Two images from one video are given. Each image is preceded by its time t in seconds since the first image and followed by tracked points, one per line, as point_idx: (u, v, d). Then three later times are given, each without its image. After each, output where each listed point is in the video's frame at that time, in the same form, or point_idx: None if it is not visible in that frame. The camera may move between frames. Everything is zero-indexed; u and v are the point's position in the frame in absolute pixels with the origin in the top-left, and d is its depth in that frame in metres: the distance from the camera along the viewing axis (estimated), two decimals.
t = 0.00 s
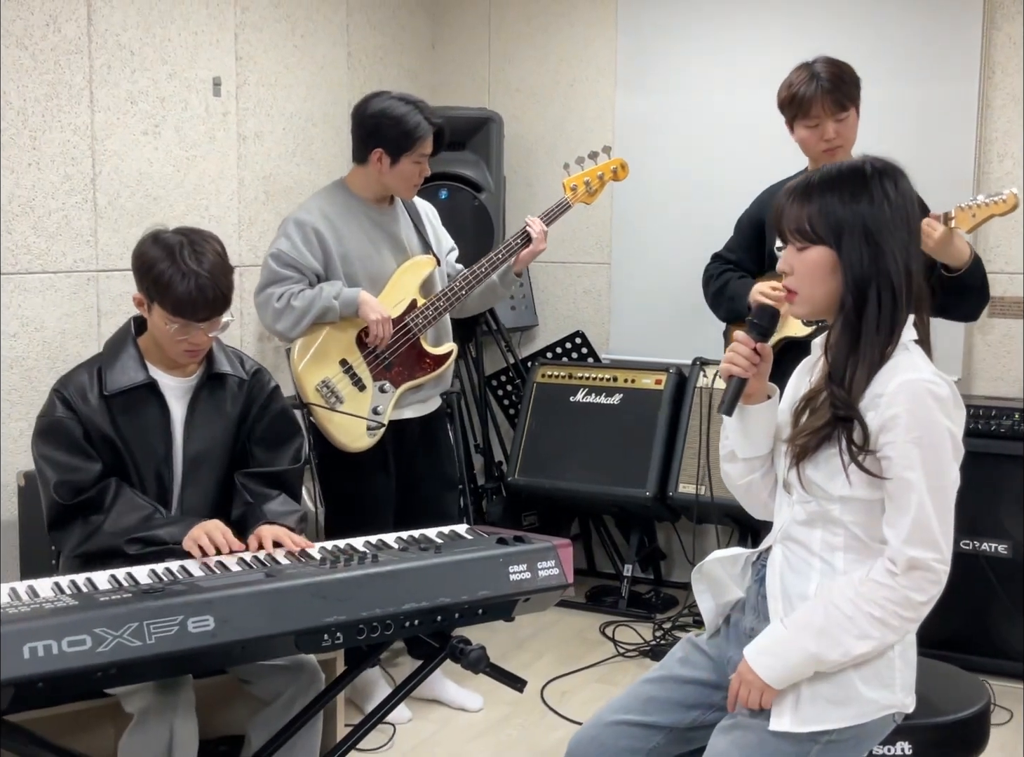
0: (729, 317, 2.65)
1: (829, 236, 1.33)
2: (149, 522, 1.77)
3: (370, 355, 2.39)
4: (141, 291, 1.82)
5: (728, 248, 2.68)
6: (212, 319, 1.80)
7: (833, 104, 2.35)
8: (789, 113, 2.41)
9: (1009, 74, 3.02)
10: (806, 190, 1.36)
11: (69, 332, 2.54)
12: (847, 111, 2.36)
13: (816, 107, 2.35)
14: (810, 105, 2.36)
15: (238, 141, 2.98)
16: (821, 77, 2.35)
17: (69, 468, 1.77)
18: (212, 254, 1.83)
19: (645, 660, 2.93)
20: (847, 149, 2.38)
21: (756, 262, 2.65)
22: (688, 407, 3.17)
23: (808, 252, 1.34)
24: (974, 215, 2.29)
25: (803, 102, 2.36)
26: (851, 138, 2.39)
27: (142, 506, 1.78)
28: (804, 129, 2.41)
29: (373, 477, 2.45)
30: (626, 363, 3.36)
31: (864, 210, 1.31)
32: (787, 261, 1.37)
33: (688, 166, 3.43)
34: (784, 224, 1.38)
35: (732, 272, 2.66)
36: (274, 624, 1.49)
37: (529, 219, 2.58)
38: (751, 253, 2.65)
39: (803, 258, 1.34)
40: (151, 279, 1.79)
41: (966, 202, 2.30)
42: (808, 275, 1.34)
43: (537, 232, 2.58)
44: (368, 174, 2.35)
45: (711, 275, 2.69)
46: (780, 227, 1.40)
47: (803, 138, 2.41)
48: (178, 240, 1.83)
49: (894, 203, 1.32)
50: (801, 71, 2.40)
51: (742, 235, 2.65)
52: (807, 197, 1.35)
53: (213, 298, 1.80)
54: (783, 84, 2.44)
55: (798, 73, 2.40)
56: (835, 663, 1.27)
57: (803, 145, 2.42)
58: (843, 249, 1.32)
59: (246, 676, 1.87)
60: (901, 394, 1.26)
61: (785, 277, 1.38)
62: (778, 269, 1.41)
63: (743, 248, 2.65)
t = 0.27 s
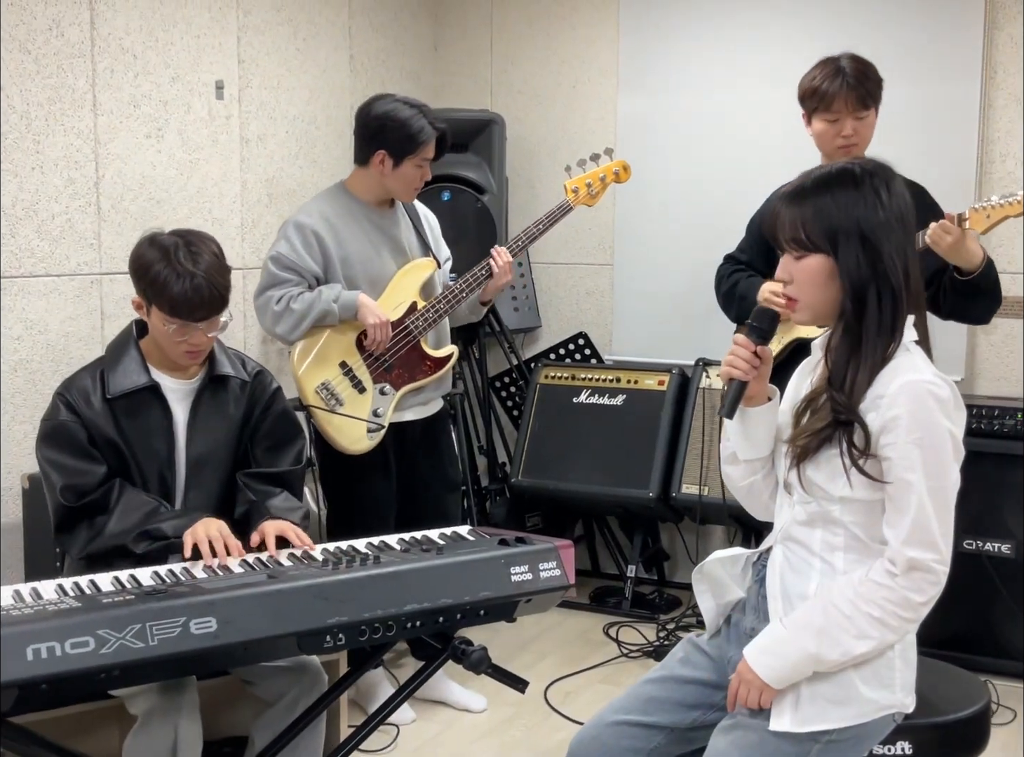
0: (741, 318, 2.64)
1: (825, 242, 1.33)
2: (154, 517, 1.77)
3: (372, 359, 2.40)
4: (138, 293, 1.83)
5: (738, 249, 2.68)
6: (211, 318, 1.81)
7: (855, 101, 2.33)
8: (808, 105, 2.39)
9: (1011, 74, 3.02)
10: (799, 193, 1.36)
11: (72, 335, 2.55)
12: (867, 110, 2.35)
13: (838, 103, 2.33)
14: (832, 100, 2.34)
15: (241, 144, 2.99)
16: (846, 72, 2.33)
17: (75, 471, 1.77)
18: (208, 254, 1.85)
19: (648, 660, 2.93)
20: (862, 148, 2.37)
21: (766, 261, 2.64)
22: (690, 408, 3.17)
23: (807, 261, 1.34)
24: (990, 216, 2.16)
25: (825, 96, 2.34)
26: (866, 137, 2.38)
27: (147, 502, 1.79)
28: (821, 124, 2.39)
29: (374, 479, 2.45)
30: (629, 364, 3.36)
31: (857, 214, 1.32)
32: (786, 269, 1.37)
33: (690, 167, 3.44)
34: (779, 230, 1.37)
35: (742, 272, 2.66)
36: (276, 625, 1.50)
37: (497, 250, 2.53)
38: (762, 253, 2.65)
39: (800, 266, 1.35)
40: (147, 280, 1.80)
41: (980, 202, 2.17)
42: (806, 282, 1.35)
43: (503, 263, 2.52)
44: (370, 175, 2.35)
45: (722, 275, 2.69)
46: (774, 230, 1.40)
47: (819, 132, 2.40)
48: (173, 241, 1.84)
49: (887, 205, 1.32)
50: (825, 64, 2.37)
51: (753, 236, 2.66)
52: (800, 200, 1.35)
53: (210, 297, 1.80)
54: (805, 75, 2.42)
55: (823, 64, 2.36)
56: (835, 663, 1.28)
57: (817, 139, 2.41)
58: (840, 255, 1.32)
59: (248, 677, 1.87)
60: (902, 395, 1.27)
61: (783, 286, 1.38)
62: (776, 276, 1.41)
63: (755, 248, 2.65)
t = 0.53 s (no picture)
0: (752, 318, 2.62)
1: (807, 248, 1.33)
2: (155, 523, 1.78)
3: (369, 359, 2.40)
4: (139, 298, 1.83)
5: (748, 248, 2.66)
6: (211, 326, 1.82)
7: (882, 101, 2.28)
8: (833, 99, 2.33)
9: (1008, 75, 3.02)
10: (779, 201, 1.37)
11: (72, 338, 2.56)
12: (891, 112, 2.30)
13: (865, 100, 2.27)
14: (859, 97, 2.29)
15: (240, 147, 3.00)
16: (879, 70, 2.27)
17: (74, 473, 1.78)
18: (209, 261, 1.85)
19: (648, 661, 2.93)
20: (879, 149, 2.32)
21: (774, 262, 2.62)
22: (690, 409, 3.18)
23: (793, 267, 1.35)
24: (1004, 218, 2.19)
25: (853, 91, 2.28)
26: (885, 139, 2.33)
27: (148, 509, 1.80)
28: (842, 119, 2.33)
29: (374, 481, 2.46)
30: (628, 365, 3.37)
31: (838, 220, 1.32)
32: (776, 278, 1.38)
33: (689, 167, 3.44)
34: (764, 239, 1.38)
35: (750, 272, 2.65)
36: (275, 627, 1.50)
37: (488, 257, 2.52)
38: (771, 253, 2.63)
39: (788, 273, 1.35)
40: (148, 285, 1.80)
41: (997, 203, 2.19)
42: (796, 288, 1.35)
43: (494, 269, 2.52)
44: (370, 174, 2.36)
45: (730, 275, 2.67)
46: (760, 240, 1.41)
47: (838, 127, 2.34)
48: (175, 248, 1.85)
49: (866, 208, 1.33)
50: (856, 58, 2.31)
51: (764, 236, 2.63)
52: (781, 208, 1.36)
53: (211, 304, 1.80)
54: (833, 67, 2.36)
55: (855, 58, 2.30)
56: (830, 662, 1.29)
57: (835, 133, 2.35)
58: (822, 261, 1.33)
59: (248, 679, 1.88)
60: (900, 398, 1.28)
61: (774, 294, 1.38)
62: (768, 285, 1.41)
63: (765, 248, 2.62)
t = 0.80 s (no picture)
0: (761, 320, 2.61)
1: (793, 250, 1.35)
2: (161, 524, 1.79)
3: (367, 362, 2.40)
4: (138, 300, 1.84)
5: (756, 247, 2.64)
6: (210, 327, 1.82)
7: (901, 103, 2.28)
8: (851, 98, 2.32)
9: (1002, 76, 3.03)
10: (769, 206, 1.38)
11: (70, 341, 2.56)
12: (908, 115, 2.30)
13: (884, 101, 2.27)
14: (877, 97, 2.28)
15: (237, 150, 3.00)
16: (899, 72, 2.27)
17: (78, 476, 1.79)
18: (207, 263, 1.85)
19: (645, 662, 2.94)
20: (893, 151, 2.31)
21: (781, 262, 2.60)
22: (686, 410, 3.19)
23: (780, 268, 1.36)
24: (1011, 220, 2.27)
25: (872, 91, 2.27)
26: (900, 142, 2.32)
27: (154, 509, 1.80)
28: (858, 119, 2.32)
29: (372, 483, 2.47)
30: (624, 367, 3.37)
31: (823, 223, 1.33)
32: (765, 279, 1.39)
33: (685, 169, 3.45)
34: (756, 243, 1.39)
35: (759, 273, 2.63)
36: (272, 629, 1.51)
37: (485, 259, 2.53)
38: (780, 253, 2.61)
39: (775, 274, 1.37)
40: (147, 288, 1.81)
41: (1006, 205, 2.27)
42: (784, 288, 1.36)
43: (490, 273, 2.52)
44: (370, 174, 2.37)
45: (738, 275, 2.66)
46: (752, 244, 1.42)
47: (854, 126, 2.32)
48: (173, 251, 1.85)
49: (852, 212, 1.34)
50: (875, 59, 2.31)
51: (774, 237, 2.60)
52: (769, 213, 1.37)
53: (210, 305, 1.81)
54: (852, 68, 2.35)
55: (874, 59, 2.29)
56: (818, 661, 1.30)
57: (851, 132, 2.34)
58: (807, 262, 1.34)
59: (246, 680, 1.88)
60: (892, 400, 1.28)
61: (766, 295, 1.39)
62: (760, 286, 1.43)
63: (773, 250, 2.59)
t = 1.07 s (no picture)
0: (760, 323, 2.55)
1: (790, 251, 1.36)
2: (169, 526, 1.80)
3: (365, 366, 2.42)
4: (136, 305, 1.85)
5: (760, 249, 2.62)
6: (208, 331, 1.83)
7: (912, 108, 2.28)
8: (862, 101, 2.33)
9: (995, 79, 3.04)
10: (767, 210, 1.40)
11: (67, 344, 2.57)
12: (919, 121, 2.30)
13: (895, 106, 2.28)
14: (888, 101, 2.29)
15: (234, 153, 3.01)
16: (911, 77, 2.27)
17: (84, 478, 1.80)
18: (204, 266, 1.86)
19: (642, 663, 2.95)
20: (903, 156, 2.32)
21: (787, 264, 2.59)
22: (682, 412, 3.20)
23: (777, 268, 1.37)
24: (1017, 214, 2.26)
25: (884, 95, 2.28)
26: (910, 148, 2.33)
27: (160, 509, 1.81)
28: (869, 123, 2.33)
29: (369, 486, 2.48)
30: (620, 369, 3.38)
31: (820, 225, 1.34)
32: (761, 280, 1.40)
33: (680, 172, 3.46)
34: (753, 246, 1.41)
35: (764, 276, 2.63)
36: (271, 630, 1.52)
37: (482, 263, 2.54)
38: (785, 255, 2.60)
39: (772, 275, 1.38)
40: (145, 293, 1.82)
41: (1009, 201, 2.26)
42: (780, 286, 1.37)
43: (487, 276, 2.53)
44: (361, 180, 2.38)
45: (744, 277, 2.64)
46: (750, 247, 1.43)
47: (865, 130, 2.33)
48: (169, 255, 1.86)
49: (850, 215, 1.35)
50: (888, 63, 2.31)
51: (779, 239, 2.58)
52: (767, 217, 1.39)
53: (208, 309, 1.82)
54: (866, 71, 2.36)
55: (887, 63, 2.30)
56: (802, 658, 1.31)
57: (862, 136, 2.34)
58: (803, 264, 1.35)
59: (245, 681, 1.89)
60: (885, 401, 1.30)
61: (762, 295, 1.41)
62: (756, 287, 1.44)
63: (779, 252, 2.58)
